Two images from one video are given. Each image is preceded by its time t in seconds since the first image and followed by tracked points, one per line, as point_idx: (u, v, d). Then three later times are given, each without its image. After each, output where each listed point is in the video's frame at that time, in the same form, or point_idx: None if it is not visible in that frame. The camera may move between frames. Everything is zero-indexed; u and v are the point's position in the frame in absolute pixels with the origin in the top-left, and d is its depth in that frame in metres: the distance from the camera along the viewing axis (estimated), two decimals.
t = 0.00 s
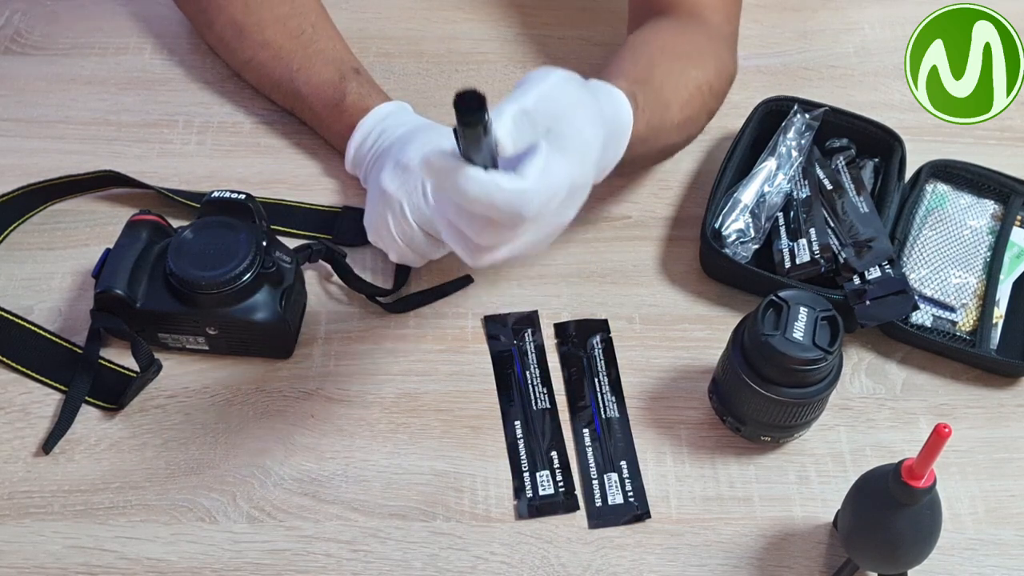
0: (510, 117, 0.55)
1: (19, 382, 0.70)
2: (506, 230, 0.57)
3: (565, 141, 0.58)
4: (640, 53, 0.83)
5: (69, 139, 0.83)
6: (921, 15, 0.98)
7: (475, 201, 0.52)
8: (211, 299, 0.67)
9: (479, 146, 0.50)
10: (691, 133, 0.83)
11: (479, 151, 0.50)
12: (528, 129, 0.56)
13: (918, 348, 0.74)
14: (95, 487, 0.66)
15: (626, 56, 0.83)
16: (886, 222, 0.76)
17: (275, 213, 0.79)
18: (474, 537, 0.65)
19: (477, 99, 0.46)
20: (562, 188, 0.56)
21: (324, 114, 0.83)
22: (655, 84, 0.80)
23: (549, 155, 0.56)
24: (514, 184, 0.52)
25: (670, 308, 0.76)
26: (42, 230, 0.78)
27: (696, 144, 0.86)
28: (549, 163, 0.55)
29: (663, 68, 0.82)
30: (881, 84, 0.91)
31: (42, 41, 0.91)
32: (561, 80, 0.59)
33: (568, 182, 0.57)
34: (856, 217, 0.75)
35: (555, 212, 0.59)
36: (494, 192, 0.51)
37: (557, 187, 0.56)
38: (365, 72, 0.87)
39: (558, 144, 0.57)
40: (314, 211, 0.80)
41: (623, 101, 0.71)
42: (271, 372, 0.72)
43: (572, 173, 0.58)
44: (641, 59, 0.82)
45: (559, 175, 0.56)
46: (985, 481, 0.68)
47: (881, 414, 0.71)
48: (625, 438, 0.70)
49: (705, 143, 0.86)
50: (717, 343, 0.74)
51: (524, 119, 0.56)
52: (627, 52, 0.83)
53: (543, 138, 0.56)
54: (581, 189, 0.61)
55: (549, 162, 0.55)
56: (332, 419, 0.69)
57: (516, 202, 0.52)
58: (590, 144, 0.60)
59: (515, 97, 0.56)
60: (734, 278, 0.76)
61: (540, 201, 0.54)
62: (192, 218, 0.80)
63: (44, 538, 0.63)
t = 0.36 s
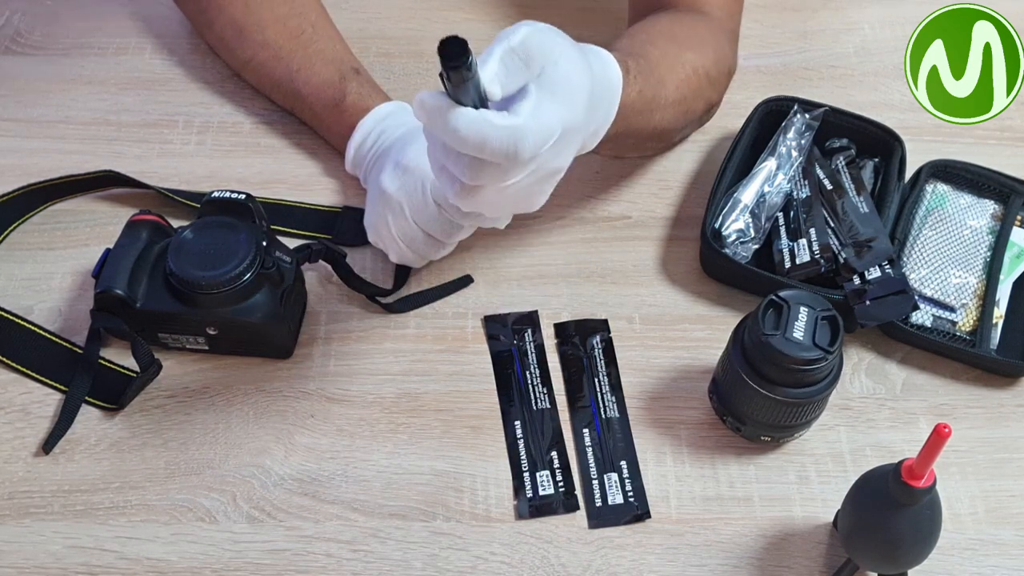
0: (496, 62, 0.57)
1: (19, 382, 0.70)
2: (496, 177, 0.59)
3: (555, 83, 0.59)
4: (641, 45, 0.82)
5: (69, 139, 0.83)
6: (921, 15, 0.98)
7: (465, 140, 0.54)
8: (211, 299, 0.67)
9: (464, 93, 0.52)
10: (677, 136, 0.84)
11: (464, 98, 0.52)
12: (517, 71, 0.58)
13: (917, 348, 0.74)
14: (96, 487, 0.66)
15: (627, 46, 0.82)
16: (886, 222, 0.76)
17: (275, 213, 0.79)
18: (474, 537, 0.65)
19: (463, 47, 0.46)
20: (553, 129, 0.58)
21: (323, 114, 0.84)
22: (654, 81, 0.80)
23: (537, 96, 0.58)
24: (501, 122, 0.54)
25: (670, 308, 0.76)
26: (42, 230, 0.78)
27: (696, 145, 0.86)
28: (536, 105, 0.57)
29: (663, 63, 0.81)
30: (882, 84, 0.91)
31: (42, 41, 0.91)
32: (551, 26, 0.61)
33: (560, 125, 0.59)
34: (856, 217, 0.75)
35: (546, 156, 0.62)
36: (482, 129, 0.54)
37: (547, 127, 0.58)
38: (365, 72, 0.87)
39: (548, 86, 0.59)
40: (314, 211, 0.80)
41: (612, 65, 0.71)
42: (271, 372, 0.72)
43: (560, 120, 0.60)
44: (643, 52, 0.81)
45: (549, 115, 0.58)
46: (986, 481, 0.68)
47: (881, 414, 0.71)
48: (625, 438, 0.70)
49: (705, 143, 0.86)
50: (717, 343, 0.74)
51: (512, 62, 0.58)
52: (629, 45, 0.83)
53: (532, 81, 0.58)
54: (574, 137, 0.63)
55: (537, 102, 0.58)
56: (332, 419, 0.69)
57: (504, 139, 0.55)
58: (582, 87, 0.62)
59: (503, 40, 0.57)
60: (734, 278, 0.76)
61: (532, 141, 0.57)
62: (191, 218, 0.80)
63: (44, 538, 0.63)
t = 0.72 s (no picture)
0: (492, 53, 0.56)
1: (19, 382, 0.70)
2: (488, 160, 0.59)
3: (547, 72, 0.60)
4: (641, 45, 0.82)
5: (69, 139, 0.83)
6: (921, 15, 0.98)
7: (461, 130, 0.54)
8: (210, 299, 0.67)
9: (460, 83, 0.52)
10: (679, 135, 0.84)
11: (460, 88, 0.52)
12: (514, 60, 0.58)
13: (917, 348, 0.74)
14: (96, 487, 0.66)
15: (626, 45, 0.82)
16: (886, 222, 0.76)
17: (275, 213, 0.79)
18: (474, 537, 0.65)
19: (460, 34, 0.46)
20: (547, 115, 0.59)
21: (323, 114, 0.84)
22: (654, 80, 0.80)
23: (529, 83, 0.59)
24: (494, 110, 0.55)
25: (670, 308, 0.76)
26: (42, 230, 0.78)
27: (696, 145, 0.86)
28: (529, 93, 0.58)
29: (663, 62, 0.81)
30: (882, 84, 0.91)
31: (42, 41, 0.91)
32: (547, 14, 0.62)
33: (553, 111, 0.60)
34: (856, 217, 0.75)
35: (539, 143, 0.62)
36: (481, 117, 0.54)
37: (539, 115, 0.58)
38: (364, 72, 0.87)
39: (541, 74, 0.60)
40: (314, 211, 0.80)
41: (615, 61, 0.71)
42: (271, 372, 0.72)
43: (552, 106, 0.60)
44: (643, 51, 0.81)
45: (541, 104, 0.59)
46: (986, 481, 0.68)
47: (881, 414, 0.71)
48: (625, 438, 0.70)
49: (705, 143, 0.86)
50: (717, 343, 0.74)
51: (507, 55, 0.56)
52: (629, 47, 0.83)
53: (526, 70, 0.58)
54: (566, 124, 0.64)
55: (530, 88, 0.59)
56: (332, 419, 0.69)
57: (501, 126, 0.55)
58: (575, 74, 0.62)
59: (498, 32, 0.56)
60: (735, 278, 0.76)
61: (526, 126, 0.58)
62: (191, 218, 0.80)
63: (44, 538, 0.63)
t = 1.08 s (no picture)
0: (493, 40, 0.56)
1: (19, 382, 0.70)
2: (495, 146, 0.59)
3: (552, 60, 0.60)
4: (641, 43, 0.82)
5: (69, 139, 0.83)
6: (921, 15, 0.98)
7: (468, 112, 0.54)
8: (211, 299, 0.67)
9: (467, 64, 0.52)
10: (679, 134, 0.84)
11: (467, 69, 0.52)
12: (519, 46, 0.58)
13: (917, 348, 0.74)
14: (96, 487, 0.66)
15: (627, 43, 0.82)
16: (886, 222, 0.76)
17: (275, 213, 0.79)
18: (474, 537, 0.65)
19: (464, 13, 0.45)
20: (554, 100, 0.59)
21: (323, 114, 0.84)
22: (655, 79, 0.80)
23: (535, 69, 0.59)
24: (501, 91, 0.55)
25: (670, 308, 0.76)
26: (42, 230, 0.78)
27: (696, 145, 0.86)
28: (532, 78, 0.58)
29: (663, 60, 0.81)
30: (882, 84, 0.91)
31: (42, 41, 0.91)
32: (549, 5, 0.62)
33: (561, 98, 0.60)
34: (856, 217, 0.75)
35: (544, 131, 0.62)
36: (487, 99, 0.54)
37: (546, 100, 0.58)
38: (365, 72, 0.87)
39: (546, 61, 0.60)
40: (314, 211, 0.80)
41: (618, 60, 0.71)
42: (271, 372, 0.72)
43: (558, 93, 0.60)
44: (644, 49, 0.81)
45: (547, 90, 0.59)
46: (986, 481, 0.68)
47: (881, 414, 0.71)
48: (625, 438, 0.70)
49: (705, 143, 0.86)
50: (717, 343, 0.74)
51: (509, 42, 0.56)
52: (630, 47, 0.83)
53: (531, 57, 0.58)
54: (571, 113, 0.64)
55: (536, 74, 0.59)
56: (332, 419, 0.69)
57: (508, 109, 0.55)
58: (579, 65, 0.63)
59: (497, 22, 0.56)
60: (735, 278, 0.76)
61: (533, 110, 0.57)
62: (191, 218, 0.80)
63: (44, 538, 0.63)
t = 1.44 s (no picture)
0: (505, 56, 0.51)
1: (19, 382, 0.70)
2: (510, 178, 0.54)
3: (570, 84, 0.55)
4: (642, 44, 0.82)
5: (69, 139, 0.83)
6: (921, 15, 0.98)
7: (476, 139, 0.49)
8: (211, 300, 0.67)
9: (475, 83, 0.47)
10: (679, 138, 0.83)
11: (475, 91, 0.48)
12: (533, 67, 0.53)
13: (917, 348, 0.74)
14: (96, 488, 0.66)
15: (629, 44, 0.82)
16: (886, 222, 0.76)
17: (275, 213, 0.79)
18: (474, 537, 0.65)
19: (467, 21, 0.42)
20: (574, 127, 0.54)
21: (323, 114, 0.84)
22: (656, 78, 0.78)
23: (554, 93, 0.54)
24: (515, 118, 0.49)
25: (670, 308, 0.76)
26: (42, 230, 0.78)
27: (696, 145, 0.86)
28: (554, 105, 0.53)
29: (664, 59, 0.80)
30: (882, 84, 0.91)
31: (42, 41, 0.91)
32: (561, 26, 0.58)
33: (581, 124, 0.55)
34: (856, 217, 0.75)
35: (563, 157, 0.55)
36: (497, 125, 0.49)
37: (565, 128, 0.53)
38: (365, 72, 0.87)
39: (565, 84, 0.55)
40: (314, 211, 0.80)
41: (618, 72, 0.70)
42: (271, 372, 0.72)
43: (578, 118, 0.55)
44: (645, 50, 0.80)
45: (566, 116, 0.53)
46: (986, 481, 0.68)
47: (881, 414, 0.71)
48: (625, 438, 0.70)
49: (705, 143, 0.86)
50: (717, 343, 0.74)
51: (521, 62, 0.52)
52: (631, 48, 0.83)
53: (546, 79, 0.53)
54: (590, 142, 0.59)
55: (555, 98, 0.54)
56: (332, 419, 0.69)
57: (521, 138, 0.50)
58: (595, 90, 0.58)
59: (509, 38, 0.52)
60: (734, 278, 0.76)
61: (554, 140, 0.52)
62: (191, 218, 0.80)
63: (44, 538, 0.63)
